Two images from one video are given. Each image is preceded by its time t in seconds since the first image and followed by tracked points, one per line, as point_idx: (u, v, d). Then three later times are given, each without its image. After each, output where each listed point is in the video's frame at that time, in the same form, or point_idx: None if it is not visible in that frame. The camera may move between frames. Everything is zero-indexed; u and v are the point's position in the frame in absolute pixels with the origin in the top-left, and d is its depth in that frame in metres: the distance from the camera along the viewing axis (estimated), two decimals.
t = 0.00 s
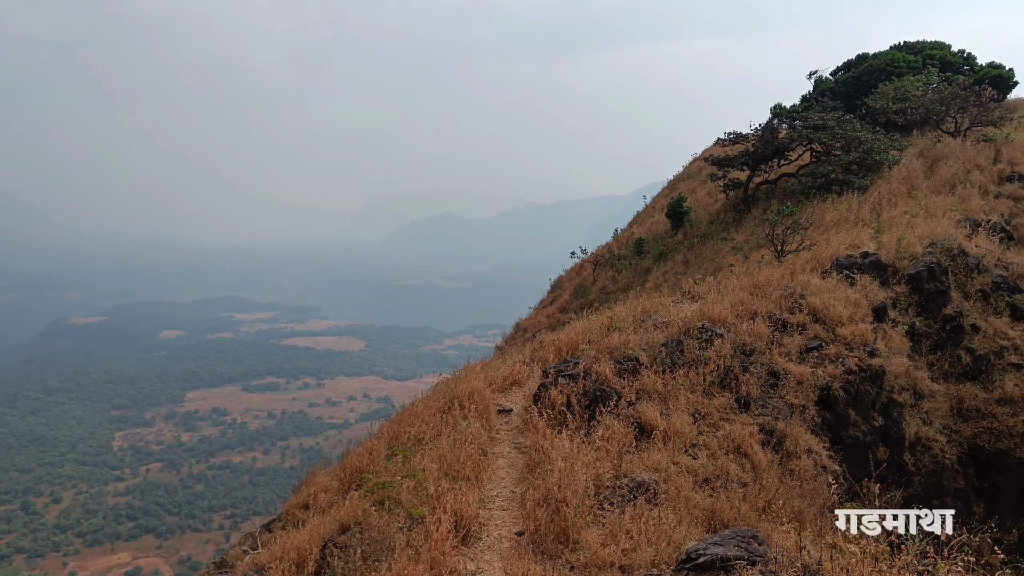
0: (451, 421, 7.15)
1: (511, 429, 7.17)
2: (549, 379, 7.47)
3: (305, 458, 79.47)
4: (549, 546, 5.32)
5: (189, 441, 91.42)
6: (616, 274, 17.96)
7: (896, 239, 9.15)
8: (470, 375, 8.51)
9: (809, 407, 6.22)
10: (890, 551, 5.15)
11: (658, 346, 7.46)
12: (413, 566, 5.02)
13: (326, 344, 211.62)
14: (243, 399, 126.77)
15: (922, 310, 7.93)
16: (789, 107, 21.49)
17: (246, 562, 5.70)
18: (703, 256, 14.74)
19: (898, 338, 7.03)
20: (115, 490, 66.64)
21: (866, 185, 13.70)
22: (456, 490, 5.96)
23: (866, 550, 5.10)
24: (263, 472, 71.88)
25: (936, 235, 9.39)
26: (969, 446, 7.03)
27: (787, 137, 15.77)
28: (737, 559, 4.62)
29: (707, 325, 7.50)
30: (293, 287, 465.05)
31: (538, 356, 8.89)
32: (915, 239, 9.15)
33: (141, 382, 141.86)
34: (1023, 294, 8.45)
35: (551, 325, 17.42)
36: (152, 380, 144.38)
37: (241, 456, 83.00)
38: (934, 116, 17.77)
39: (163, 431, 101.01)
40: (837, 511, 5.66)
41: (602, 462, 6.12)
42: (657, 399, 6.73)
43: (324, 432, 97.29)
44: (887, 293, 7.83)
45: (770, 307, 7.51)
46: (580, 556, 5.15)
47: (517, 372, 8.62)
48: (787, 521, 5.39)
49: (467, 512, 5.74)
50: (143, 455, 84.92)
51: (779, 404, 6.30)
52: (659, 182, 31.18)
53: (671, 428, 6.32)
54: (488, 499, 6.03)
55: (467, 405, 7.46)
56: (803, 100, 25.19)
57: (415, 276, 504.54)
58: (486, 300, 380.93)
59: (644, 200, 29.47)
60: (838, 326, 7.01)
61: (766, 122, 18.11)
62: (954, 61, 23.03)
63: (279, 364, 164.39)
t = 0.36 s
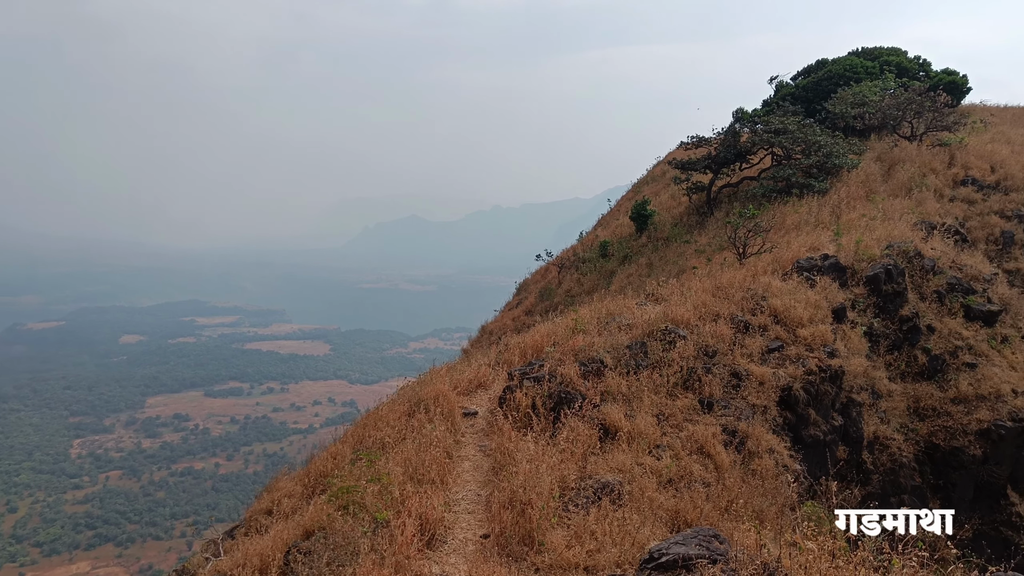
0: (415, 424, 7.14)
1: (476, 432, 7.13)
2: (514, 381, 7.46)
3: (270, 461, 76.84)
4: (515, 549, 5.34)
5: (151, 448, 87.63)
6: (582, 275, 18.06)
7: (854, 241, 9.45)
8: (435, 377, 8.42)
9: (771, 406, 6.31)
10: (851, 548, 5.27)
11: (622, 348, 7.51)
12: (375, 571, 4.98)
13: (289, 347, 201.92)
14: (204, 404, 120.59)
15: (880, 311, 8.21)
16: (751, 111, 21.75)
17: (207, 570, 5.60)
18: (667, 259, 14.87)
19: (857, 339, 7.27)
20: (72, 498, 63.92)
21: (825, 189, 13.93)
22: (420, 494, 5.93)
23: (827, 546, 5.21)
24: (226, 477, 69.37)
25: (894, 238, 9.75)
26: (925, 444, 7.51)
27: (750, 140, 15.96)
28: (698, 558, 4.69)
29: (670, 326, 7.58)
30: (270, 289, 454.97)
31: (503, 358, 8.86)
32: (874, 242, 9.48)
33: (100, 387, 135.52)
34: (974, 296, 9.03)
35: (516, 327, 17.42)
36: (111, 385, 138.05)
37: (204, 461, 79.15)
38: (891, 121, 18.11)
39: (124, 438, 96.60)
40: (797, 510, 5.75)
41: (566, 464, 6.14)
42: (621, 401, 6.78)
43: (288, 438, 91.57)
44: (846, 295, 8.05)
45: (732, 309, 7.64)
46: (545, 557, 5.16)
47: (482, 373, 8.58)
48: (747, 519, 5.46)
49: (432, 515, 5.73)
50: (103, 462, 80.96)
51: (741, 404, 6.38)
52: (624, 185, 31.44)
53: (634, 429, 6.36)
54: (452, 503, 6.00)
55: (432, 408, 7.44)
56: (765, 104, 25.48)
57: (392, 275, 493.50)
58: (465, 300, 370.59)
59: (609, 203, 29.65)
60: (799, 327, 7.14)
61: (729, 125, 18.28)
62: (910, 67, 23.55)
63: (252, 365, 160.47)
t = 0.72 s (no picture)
0: (379, 426, 7.10)
1: (441, 433, 7.12)
2: (479, 382, 7.41)
3: (233, 465, 71.96)
4: (479, 549, 5.33)
5: (111, 451, 81.54)
6: (547, 276, 18.08)
7: (815, 241, 9.64)
8: (400, 379, 8.36)
9: (733, 405, 6.41)
10: (810, 542, 5.38)
11: (586, 348, 7.56)
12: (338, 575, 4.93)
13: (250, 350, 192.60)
14: (164, 407, 113.66)
15: (840, 310, 8.40)
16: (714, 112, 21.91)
17: None
18: (631, 260, 14.94)
19: (817, 337, 7.50)
20: (26, 506, 57.37)
21: (786, 190, 14.05)
22: (385, 497, 5.90)
23: (786, 540, 5.32)
24: (188, 482, 63.55)
25: (852, 238, 10.01)
26: (884, 440, 7.62)
27: (711, 141, 15.87)
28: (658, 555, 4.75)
29: (634, 326, 7.64)
30: (247, 289, 442.95)
31: (468, 359, 8.83)
32: (833, 242, 9.69)
33: (58, 391, 128.29)
34: (929, 295, 9.42)
35: (482, 328, 17.43)
36: (69, 389, 130.52)
37: (166, 465, 73.75)
38: (849, 124, 18.33)
39: (83, 441, 90.06)
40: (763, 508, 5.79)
41: (531, 463, 6.15)
42: (586, 401, 6.81)
43: (254, 440, 86.54)
44: (806, 294, 8.21)
45: (695, 308, 7.73)
46: (510, 557, 5.17)
47: (447, 374, 8.55)
48: (711, 516, 5.53)
49: (396, 517, 5.71)
50: (60, 466, 75.02)
51: (704, 404, 6.45)
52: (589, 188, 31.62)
53: (599, 429, 6.40)
54: (417, 504, 5.99)
55: (396, 409, 7.42)
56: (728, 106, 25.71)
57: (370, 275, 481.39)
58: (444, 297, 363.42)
59: (574, 204, 29.76)
60: (760, 326, 7.30)
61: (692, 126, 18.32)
62: (867, 70, 23.96)
63: (226, 366, 155.60)
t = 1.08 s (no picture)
0: (335, 427, 7.05)
1: (398, 433, 7.07)
2: (437, 380, 7.35)
3: (189, 468, 69.59)
4: (437, 547, 5.32)
5: (62, 457, 78.01)
6: (505, 274, 18.07)
7: (768, 239, 9.75)
8: (357, 379, 8.25)
9: (689, 401, 6.51)
10: (763, 533, 5.48)
11: (544, 346, 7.57)
12: None
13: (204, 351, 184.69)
14: (117, 410, 109.49)
15: (792, 306, 8.55)
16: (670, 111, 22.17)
17: None
18: (589, 257, 15.07)
19: (770, 334, 7.69)
20: None
21: (740, 188, 14.51)
22: (342, 498, 5.85)
23: (739, 532, 5.43)
24: (142, 486, 61.12)
25: (804, 235, 10.12)
26: (835, 433, 7.77)
27: (667, 141, 16.36)
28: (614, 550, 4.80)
29: (591, 324, 7.69)
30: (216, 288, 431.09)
31: (427, 357, 8.77)
32: (786, 240, 9.77)
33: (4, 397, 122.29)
34: (878, 291, 9.71)
35: (440, 327, 17.44)
36: (18, 395, 124.70)
37: (119, 470, 70.87)
38: (801, 123, 18.71)
39: (31, 447, 86.10)
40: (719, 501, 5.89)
41: (489, 461, 6.15)
42: (544, 398, 6.84)
43: (209, 443, 83.98)
44: (760, 291, 8.36)
45: (652, 305, 7.83)
46: (468, 555, 5.17)
47: (404, 373, 8.47)
48: (665, 510, 5.61)
49: (354, 517, 5.68)
50: (8, 473, 71.45)
51: (661, 399, 6.54)
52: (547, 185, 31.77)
53: (557, 425, 6.43)
54: (374, 505, 5.95)
55: (354, 409, 7.36)
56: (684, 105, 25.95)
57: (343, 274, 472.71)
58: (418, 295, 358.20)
59: (534, 202, 29.89)
60: (715, 323, 7.45)
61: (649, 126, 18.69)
62: (819, 70, 24.29)
63: (198, 367, 152.34)
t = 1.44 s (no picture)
0: (291, 427, 7.00)
1: (354, 433, 7.04)
2: (394, 379, 7.30)
3: (142, 471, 67.45)
4: (394, 546, 5.31)
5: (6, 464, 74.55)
6: (462, 273, 18.23)
7: (721, 236, 9.86)
8: (313, 380, 8.15)
9: (644, 398, 6.61)
10: (714, 524, 5.60)
11: (501, 344, 7.60)
12: None
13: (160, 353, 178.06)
14: (69, 415, 105.41)
15: (746, 303, 8.69)
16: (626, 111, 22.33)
17: None
18: (544, 256, 15.12)
19: (724, 329, 7.84)
20: None
21: (694, 187, 14.59)
22: (299, 500, 5.81)
23: (690, 523, 5.54)
24: (90, 491, 58.91)
25: (756, 233, 10.30)
26: (787, 428, 7.96)
27: (622, 140, 16.37)
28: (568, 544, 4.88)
29: (548, 322, 7.74)
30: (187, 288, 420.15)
31: (383, 356, 8.73)
32: (739, 237, 9.94)
33: None
34: (828, 287, 9.96)
35: (397, 326, 17.61)
36: None
37: (67, 476, 68.01)
38: (753, 123, 19.00)
39: None
40: (674, 495, 5.98)
41: (446, 460, 6.17)
42: (501, 395, 6.87)
43: (163, 446, 81.32)
44: (713, 288, 8.47)
45: (607, 302, 7.93)
46: (425, 554, 5.19)
47: (361, 373, 8.41)
48: (619, 504, 5.70)
49: (310, 518, 5.65)
50: None
51: (616, 396, 6.64)
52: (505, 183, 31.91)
53: (515, 423, 6.46)
54: (330, 505, 5.93)
55: (309, 410, 7.31)
56: (639, 104, 26.15)
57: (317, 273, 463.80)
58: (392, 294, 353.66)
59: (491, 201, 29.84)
60: (670, 320, 7.57)
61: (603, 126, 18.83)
62: (770, 71, 24.67)
63: (169, 368, 149.08)
